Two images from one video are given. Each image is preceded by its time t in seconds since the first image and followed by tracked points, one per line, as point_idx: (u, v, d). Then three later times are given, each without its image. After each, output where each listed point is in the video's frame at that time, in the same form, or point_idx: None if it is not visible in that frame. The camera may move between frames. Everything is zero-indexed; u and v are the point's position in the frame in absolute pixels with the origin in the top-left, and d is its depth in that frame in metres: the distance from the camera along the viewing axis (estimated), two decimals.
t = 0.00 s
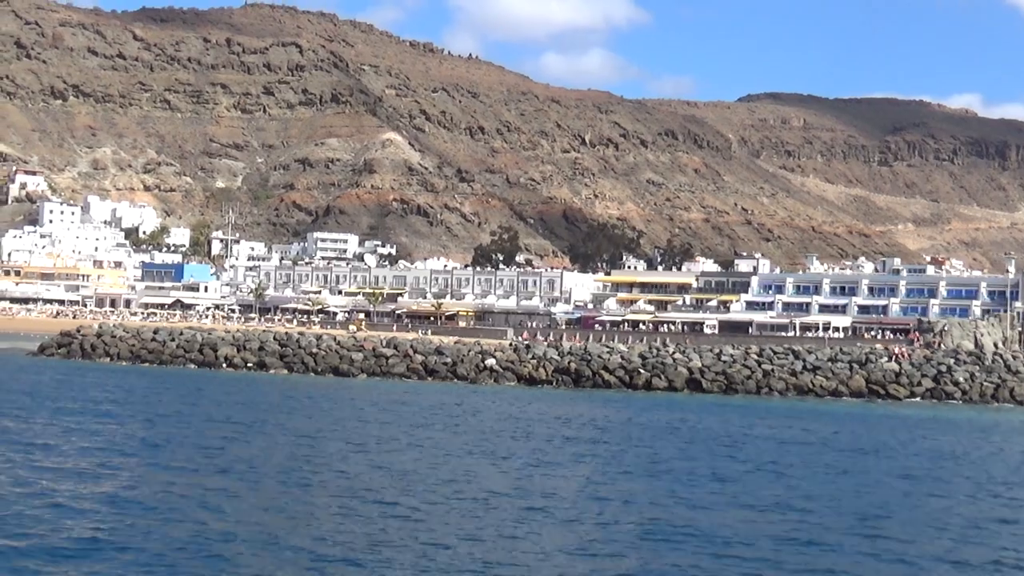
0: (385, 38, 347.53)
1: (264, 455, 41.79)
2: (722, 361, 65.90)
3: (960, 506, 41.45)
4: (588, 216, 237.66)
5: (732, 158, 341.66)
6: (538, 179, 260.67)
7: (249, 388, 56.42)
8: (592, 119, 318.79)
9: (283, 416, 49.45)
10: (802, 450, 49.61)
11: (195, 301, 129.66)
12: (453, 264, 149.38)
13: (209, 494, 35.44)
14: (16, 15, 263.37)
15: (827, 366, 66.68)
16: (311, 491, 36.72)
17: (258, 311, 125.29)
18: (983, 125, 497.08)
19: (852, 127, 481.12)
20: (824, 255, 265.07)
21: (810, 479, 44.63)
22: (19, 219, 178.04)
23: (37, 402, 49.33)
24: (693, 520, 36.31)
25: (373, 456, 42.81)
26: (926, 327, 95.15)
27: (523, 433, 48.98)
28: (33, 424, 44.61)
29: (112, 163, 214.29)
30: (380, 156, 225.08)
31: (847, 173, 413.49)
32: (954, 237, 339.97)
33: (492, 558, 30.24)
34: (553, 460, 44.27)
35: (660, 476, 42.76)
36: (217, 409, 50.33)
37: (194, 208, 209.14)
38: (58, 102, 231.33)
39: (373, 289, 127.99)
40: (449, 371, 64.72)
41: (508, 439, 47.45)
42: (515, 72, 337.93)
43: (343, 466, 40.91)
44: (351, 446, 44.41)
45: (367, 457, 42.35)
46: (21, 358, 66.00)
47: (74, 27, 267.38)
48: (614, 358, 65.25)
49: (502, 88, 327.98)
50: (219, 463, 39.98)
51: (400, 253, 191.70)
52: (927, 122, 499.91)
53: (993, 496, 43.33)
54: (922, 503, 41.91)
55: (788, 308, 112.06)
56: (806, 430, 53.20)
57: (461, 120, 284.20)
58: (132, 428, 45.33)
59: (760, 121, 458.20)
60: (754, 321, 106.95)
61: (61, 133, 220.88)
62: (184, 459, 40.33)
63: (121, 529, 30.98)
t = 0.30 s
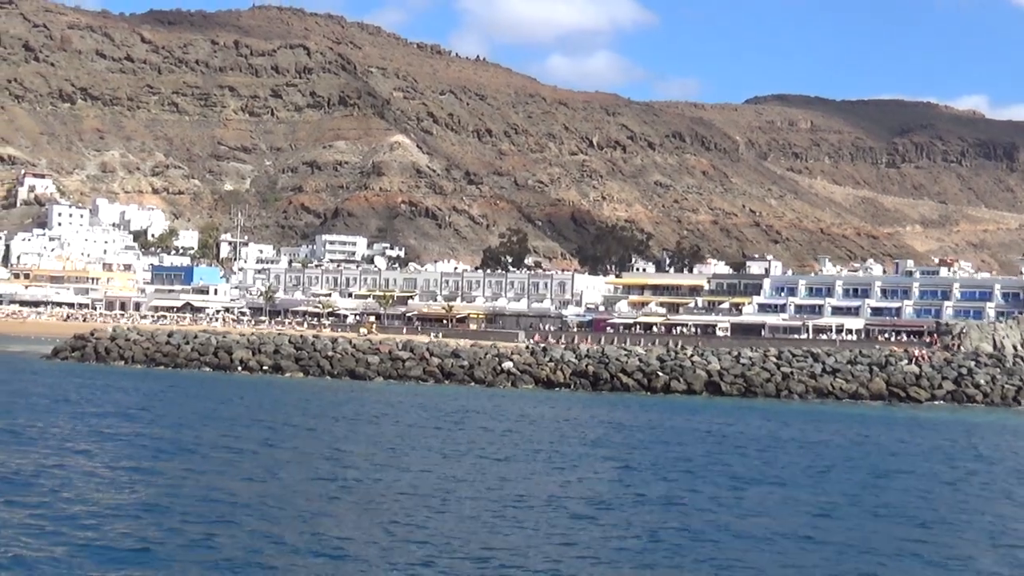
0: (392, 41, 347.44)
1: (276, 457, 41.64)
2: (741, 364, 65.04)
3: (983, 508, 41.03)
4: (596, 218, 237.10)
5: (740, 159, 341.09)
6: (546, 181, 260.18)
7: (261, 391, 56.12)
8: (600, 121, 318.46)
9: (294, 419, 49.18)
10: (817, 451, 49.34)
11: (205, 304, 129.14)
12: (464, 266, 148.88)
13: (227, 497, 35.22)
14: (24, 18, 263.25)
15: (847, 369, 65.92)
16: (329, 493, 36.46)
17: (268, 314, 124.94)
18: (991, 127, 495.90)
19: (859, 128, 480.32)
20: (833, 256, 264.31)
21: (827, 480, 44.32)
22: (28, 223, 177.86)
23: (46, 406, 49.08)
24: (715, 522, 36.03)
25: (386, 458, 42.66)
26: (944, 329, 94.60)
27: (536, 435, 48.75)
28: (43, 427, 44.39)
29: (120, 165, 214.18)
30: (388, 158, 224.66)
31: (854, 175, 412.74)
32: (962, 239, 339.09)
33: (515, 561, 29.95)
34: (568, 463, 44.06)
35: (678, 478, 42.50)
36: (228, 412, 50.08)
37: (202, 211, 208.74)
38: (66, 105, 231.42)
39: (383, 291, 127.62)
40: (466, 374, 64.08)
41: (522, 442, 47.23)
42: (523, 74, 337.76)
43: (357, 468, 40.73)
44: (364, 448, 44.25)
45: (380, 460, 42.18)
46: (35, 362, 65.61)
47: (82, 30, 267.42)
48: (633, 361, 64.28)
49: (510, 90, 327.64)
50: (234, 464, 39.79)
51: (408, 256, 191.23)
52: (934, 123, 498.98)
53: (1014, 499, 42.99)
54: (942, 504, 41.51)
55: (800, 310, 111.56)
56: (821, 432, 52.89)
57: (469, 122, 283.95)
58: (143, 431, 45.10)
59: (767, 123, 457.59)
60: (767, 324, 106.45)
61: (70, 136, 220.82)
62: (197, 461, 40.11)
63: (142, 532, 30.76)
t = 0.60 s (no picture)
0: (399, 41, 347.17)
1: (290, 459, 41.42)
2: (758, 366, 64.48)
3: (1004, 511, 40.66)
4: (603, 219, 236.66)
5: (746, 160, 340.56)
6: (553, 182, 259.70)
7: (275, 393, 55.85)
8: (606, 122, 318.07)
9: (307, 421, 48.88)
10: (833, 452, 49.03)
11: (213, 305, 128.87)
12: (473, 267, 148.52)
13: (244, 498, 34.99)
14: (31, 20, 263.04)
15: (865, 370, 65.31)
16: (345, 495, 36.23)
17: (276, 315, 124.65)
18: (997, 129, 494.88)
19: (865, 129, 479.58)
20: (840, 257, 263.69)
21: (843, 482, 44.10)
22: (35, 224, 177.64)
23: (58, 408, 48.82)
24: (735, 524, 35.72)
25: (399, 460, 42.43)
26: (960, 330, 94.05)
27: (551, 437, 48.51)
28: (54, 428, 44.14)
29: (127, 167, 214.01)
30: (395, 159, 224.21)
31: (860, 176, 411.90)
32: (968, 240, 338.45)
33: (534, 562, 29.79)
34: (583, 464, 43.80)
35: (694, 480, 42.23)
36: (239, 413, 49.86)
37: (209, 212, 208.36)
38: (73, 106, 231.51)
39: (392, 292, 127.29)
40: (481, 376, 63.65)
41: (537, 444, 46.96)
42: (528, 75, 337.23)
43: (373, 469, 40.56)
44: (377, 450, 44.01)
45: (394, 462, 41.95)
46: (47, 364, 65.32)
47: (89, 32, 267.44)
48: (649, 363, 63.75)
49: (516, 91, 327.08)
50: (247, 467, 39.58)
51: (416, 257, 190.80)
52: (940, 124, 498.08)
53: None
54: (961, 505, 41.21)
55: (811, 311, 111.12)
56: (836, 433, 52.62)
57: (475, 123, 283.63)
58: (155, 432, 44.88)
59: (773, 123, 456.90)
60: (777, 325, 106.08)
61: (77, 137, 220.70)
62: (210, 463, 39.91)
63: (161, 532, 30.54)
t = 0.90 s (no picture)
0: (405, 43, 347.00)
1: (303, 460, 41.20)
2: (775, 369, 63.88)
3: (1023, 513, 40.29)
4: (609, 221, 236.12)
5: (752, 162, 340.03)
6: (559, 183, 259.21)
7: (286, 395, 55.54)
8: (612, 123, 317.58)
9: (318, 422, 48.58)
10: (848, 456, 48.64)
11: (221, 306, 128.55)
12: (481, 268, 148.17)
13: (261, 496, 34.73)
14: (37, 20, 262.86)
15: (883, 374, 64.72)
16: (363, 495, 35.97)
17: (284, 316, 124.30)
18: (1004, 131, 493.84)
19: (871, 131, 478.91)
20: (846, 260, 262.97)
21: (858, 484, 43.77)
22: (42, 224, 177.42)
23: (67, 408, 48.54)
24: (756, 525, 35.44)
25: (412, 461, 42.16)
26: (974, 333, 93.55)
27: (564, 439, 48.23)
28: (63, 429, 43.91)
29: (134, 167, 213.86)
30: (401, 160, 223.87)
31: (866, 179, 411.27)
32: (974, 243, 337.69)
33: (554, 559, 29.55)
34: (597, 465, 43.51)
35: (709, 481, 41.98)
36: (248, 415, 49.61)
37: (215, 212, 207.88)
38: (80, 107, 231.69)
39: (400, 294, 126.89)
40: (496, 378, 63.14)
41: (549, 446, 46.69)
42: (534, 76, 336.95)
43: (387, 470, 40.31)
44: (388, 451, 43.72)
45: (405, 463, 41.68)
46: (59, 365, 64.95)
47: (95, 32, 267.51)
48: (665, 366, 63.17)
49: (522, 93, 326.61)
50: (260, 467, 39.36)
51: (422, 258, 190.44)
52: (946, 127, 497.30)
53: None
54: (979, 508, 40.91)
55: (821, 314, 110.66)
56: (851, 437, 52.25)
57: (481, 124, 283.37)
58: (165, 433, 44.63)
59: (779, 126, 456.29)
60: (788, 327, 105.60)
61: (83, 137, 220.80)
62: (223, 463, 39.63)
63: (181, 529, 30.34)
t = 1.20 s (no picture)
0: (415, 42, 346.87)
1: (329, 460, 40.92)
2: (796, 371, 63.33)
3: None
4: (619, 221, 235.57)
5: (762, 163, 339.29)
6: (569, 184, 258.64)
7: (305, 395, 55.32)
8: (622, 124, 316.95)
9: (342, 424, 48.34)
10: (866, 459, 48.27)
11: (233, 305, 128.36)
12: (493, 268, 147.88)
13: (294, 496, 34.54)
14: (49, 19, 263.04)
15: (905, 376, 64.11)
16: (393, 494, 35.78)
17: (296, 316, 124.02)
18: (1014, 133, 492.40)
19: (881, 132, 477.86)
20: (856, 261, 262.15)
21: (879, 486, 43.45)
22: (53, 223, 177.32)
23: (92, 408, 48.37)
24: (788, 527, 35.14)
25: (441, 462, 41.89)
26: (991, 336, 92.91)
27: (588, 441, 47.88)
28: (88, 428, 43.69)
29: (144, 166, 213.82)
30: (411, 160, 223.59)
31: (876, 180, 410.19)
32: (984, 245, 336.60)
33: (578, 558, 29.40)
34: (627, 466, 43.21)
35: (740, 483, 41.69)
36: (272, 415, 49.29)
37: (225, 211, 207.48)
38: (90, 105, 232.04)
39: (411, 293, 126.56)
40: (514, 380, 62.68)
41: (575, 447, 46.38)
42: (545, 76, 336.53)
43: (416, 470, 40.05)
44: (412, 452, 43.40)
45: (433, 463, 41.39)
46: (74, 365, 64.66)
47: (106, 31, 267.69)
48: (685, 368, 62.66)
49: (532, 93, 326.27)
50: (289, 466, 39.16)
51: (433, 257, 190.05)
52: (956, 127, 496.05)
53: None
54: (1001, 510, 40.61)
55: (835, 315, 110.07)
56: (876, 440, 51.91)
57: (492, 124, 283.02)
58: (189, 432, 44.41)
59: (788, 127, 455.56)
60: (802, 329, 105.01)
61: (94, 137, 221.07)
62: (254, 462, 39.47)
63: (213, 530, 30.01)
